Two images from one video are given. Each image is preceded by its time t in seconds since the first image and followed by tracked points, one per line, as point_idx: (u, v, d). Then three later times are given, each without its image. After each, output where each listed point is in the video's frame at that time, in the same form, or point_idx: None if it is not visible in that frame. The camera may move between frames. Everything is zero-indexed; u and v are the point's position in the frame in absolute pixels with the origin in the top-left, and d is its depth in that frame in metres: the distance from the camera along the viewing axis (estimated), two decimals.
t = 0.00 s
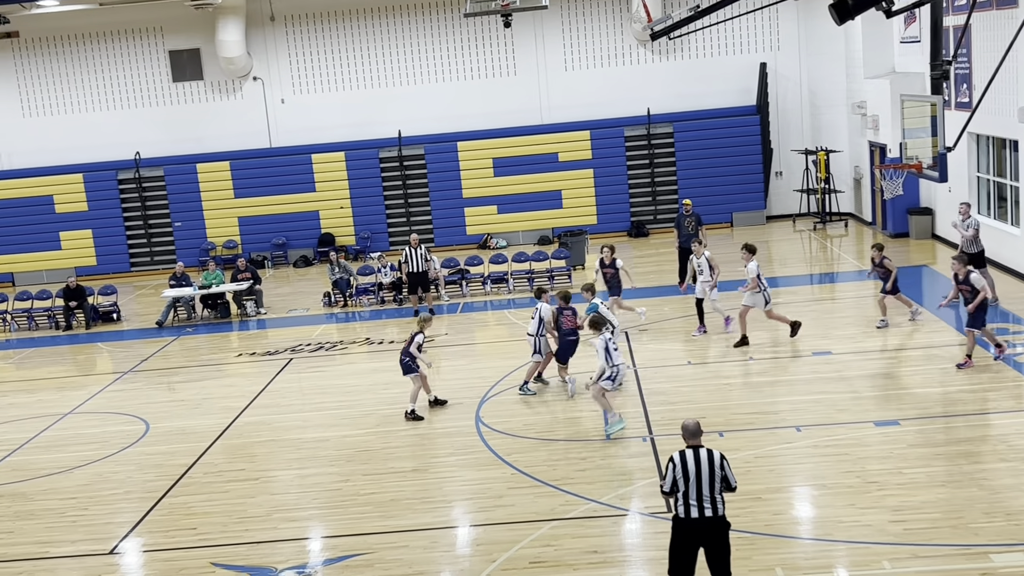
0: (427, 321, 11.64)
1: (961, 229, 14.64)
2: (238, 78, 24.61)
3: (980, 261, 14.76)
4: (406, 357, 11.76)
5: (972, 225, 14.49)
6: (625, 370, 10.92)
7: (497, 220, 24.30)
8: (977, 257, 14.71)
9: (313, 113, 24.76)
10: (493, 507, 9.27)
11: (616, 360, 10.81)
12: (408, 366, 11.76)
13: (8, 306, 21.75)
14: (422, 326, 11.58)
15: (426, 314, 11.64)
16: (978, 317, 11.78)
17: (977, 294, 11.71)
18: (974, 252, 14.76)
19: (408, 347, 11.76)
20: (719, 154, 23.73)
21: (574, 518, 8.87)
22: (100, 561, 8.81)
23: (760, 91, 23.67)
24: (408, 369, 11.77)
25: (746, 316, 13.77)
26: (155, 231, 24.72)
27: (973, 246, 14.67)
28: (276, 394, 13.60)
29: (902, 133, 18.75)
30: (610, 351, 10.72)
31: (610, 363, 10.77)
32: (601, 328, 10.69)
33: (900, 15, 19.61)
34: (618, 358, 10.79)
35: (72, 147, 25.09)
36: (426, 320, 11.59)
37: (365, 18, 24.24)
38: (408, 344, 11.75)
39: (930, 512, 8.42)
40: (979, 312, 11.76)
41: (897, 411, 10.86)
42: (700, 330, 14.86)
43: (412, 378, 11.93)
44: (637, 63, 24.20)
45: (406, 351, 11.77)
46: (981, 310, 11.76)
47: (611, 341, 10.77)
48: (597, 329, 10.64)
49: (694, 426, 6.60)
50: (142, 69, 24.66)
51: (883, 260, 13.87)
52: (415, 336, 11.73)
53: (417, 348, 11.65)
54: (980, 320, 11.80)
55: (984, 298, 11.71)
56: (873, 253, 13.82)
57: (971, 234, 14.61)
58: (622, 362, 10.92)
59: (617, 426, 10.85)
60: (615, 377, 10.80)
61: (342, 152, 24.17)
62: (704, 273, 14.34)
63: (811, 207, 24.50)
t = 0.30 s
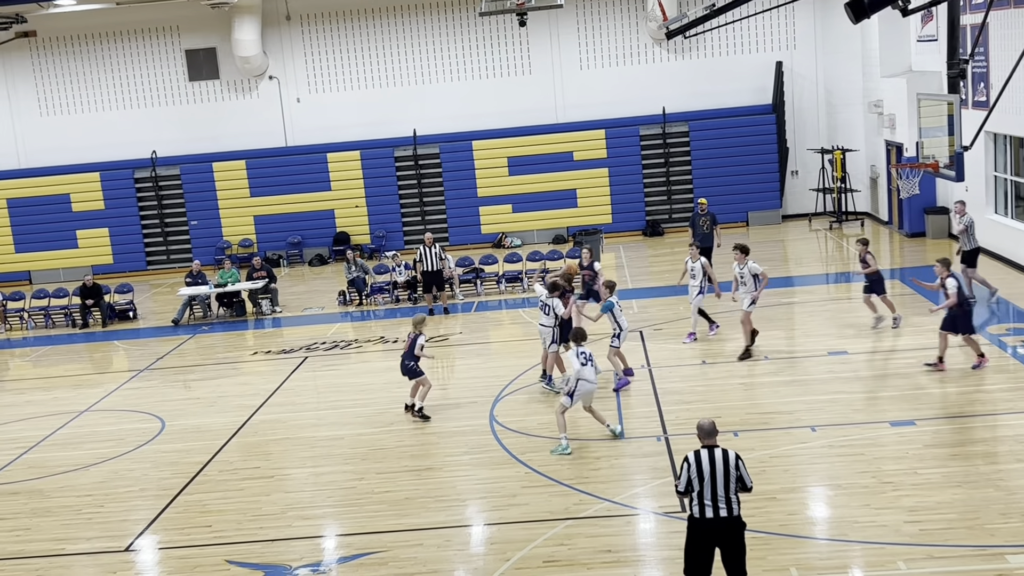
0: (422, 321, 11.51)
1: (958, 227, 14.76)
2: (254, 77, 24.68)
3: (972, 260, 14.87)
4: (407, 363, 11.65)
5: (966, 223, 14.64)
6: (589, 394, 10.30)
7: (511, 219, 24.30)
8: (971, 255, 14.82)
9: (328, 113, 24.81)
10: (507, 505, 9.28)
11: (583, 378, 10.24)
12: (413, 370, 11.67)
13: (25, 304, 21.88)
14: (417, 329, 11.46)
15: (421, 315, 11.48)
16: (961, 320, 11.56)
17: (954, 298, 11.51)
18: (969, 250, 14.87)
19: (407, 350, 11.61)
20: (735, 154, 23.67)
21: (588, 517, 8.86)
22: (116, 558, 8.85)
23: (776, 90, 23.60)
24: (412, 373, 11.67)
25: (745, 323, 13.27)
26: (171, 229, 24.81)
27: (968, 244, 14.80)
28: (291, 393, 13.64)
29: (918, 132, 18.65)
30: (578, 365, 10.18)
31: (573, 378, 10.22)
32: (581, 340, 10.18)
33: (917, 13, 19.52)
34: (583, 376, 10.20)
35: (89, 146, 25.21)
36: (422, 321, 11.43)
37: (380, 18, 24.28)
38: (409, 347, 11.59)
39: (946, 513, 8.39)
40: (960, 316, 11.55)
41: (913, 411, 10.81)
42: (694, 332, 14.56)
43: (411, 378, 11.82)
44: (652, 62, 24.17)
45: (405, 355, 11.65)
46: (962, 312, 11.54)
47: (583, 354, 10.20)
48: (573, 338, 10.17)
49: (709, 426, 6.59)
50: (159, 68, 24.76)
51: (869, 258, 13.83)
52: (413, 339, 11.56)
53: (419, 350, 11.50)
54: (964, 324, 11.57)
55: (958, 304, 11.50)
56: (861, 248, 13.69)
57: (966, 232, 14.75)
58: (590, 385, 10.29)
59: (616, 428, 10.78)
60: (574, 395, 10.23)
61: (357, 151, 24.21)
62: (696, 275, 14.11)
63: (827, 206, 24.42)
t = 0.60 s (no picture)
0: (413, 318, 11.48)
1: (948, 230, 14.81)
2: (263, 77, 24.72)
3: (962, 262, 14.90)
4: (402, 360, 11.58)
5: (955, 226, 14.71)
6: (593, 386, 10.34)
7: (519, 219, 24.30)
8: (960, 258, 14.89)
9: (337, 112, 24.84)
10: (515, 505, 9.28)
11: (583, 369, 10.33)
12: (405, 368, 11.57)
13: (35, 303, 21.94)
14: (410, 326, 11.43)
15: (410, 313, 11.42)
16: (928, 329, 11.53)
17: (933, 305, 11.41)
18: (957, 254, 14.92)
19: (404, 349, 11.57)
20: (744, 154, 23.64)
21: (596, 517, 8.86)
22: (125, 556, 8.88)
23: (785, 90, 23.56)
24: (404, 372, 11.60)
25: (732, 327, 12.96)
26: (180, 228, 24.86)
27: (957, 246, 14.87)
28: (299, 392, 13.65)
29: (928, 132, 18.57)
30: (575, 356, 10.32)
31: (573, 369, 10.36)
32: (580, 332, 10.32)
33: (926, 14, 19.46)
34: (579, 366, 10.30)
35: (98, 145, 25.26)
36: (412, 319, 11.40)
37: (389, 17, 24.30)
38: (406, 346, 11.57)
39: (955, 514, 8.36)
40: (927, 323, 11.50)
41: (921, 412, 10.79)
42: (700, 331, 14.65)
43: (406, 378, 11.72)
44: (661, 62, 24.14)
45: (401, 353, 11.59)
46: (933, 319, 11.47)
47: (580, 346, 10.34)
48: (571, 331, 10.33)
49: (720, 427, 6.58)
50: (167, 67, 24.81)
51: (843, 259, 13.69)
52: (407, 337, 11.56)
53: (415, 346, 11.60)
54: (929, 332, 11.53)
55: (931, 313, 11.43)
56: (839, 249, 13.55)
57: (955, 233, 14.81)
58: (591, 375, 10.33)
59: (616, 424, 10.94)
60: (575, 386, 10.32)
61: (365, 151, 24.23)
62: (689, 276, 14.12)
63: (836, 207, 24.37)
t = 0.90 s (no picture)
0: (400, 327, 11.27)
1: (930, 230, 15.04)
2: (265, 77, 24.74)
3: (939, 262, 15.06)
4: (391, 372, 11.42)
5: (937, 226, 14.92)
6: (613, 385, 10.37)
7: (522, 220, 24.31)
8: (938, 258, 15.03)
9: (339, 113, 24.85)
10: (516, 506, 9.28)
11: (605, 368, 10.32)
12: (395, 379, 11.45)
13: (37, 303, 21.96)
14: (397, 335, 11.20)
15: (396, 322, 11.22)
16: (898, 338, 11.07)
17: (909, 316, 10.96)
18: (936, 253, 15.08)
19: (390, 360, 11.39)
20: (747, 155, 23.63)
21: (597, 518, 8.86)
22: (126, 556, 8.88)
23: (787, 92, 23.56)
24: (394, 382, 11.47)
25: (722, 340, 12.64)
26: (182, 228, 24.87)
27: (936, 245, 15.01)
28: (300, 393, 13.66)
29: (930, 134, 18.57)
30: (598, 356, 10.27)
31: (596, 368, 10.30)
32: (604, 332, 10.22)
33: (929, 15, 19.47)
34: (600, 367, 10.28)
35: (100, 145, 25.28)
36: (399, 328, 11.21)
37: (392, 18, 24.32)
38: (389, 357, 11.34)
39: (956, 516, 8.36)
40: (898, 332, 11.07)
41: (923, 414, 10.79)
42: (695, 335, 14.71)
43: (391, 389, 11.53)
44: (663, 63, 24.15)
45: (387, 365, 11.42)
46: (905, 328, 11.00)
47: (604, 346, 10.26)
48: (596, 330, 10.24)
49: (722, 428, 6.58)
50: (170, 68, 24.83)
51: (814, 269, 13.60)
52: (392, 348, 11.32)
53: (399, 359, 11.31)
54: (898, 342, 11.08)
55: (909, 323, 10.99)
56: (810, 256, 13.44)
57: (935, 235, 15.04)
58: (612, 375, 10.33)
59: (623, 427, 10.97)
60: (595, 384, 10.33)
61: (368, 151, 24.24)
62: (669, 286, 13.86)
63: (838, 208, 24.37)
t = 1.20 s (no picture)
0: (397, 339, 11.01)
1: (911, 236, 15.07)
2: (262, 78, 24.72)
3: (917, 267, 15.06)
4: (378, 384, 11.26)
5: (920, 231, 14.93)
6: (642, 370, 10.58)
7: (519, 221, 24.30)
8: (918, 264, 15.02)
9: (337, 113, 24.84)
10: (512, 508, 9.27)
11: (633, 352, 10.56)
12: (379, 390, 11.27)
13: (33, 303, 21.94)
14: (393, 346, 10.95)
15: (394, 333, 11.01)
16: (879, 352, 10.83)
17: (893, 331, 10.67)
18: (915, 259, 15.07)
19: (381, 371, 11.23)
20: (743, 157, 23.64)
21: (593, 519, 8.85)
22: (122, 557, 8.87)
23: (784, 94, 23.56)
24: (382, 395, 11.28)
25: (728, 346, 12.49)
26: (179, 229, 24.85)
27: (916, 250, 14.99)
28: (296, 393, 13.65)
29: (927, 136, 18.59)
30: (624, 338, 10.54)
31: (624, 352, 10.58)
32: (631, 316, 10.48)
33: (926, 18, 19.49)
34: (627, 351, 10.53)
35: (97, 145, 25.26)
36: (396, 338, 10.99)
37: (389, 19, 24.31)
38: (380, 368, 11.15)
39: (952, 519, 8.36)
40: (879, 345, 10.81)
41: (920, 416, 10.79)
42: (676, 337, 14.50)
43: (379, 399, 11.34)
44: (660, 65, 24.16)
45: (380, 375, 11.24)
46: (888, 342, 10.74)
47: (631, 330, 10.50)
48: (624, 313, 10.51)
49: (719, 429, 6.58)
50: (167, 68, 24.81)
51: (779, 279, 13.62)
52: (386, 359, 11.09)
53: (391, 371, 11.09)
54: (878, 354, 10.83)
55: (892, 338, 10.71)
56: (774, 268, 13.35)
57: (915, 243, 15.10)
58: (640, 361, 10.54)
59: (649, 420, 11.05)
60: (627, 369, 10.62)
61: (365, 152, 24.23)
62: (632, 283, 14.42)
63: (835, 210, 24.37)
